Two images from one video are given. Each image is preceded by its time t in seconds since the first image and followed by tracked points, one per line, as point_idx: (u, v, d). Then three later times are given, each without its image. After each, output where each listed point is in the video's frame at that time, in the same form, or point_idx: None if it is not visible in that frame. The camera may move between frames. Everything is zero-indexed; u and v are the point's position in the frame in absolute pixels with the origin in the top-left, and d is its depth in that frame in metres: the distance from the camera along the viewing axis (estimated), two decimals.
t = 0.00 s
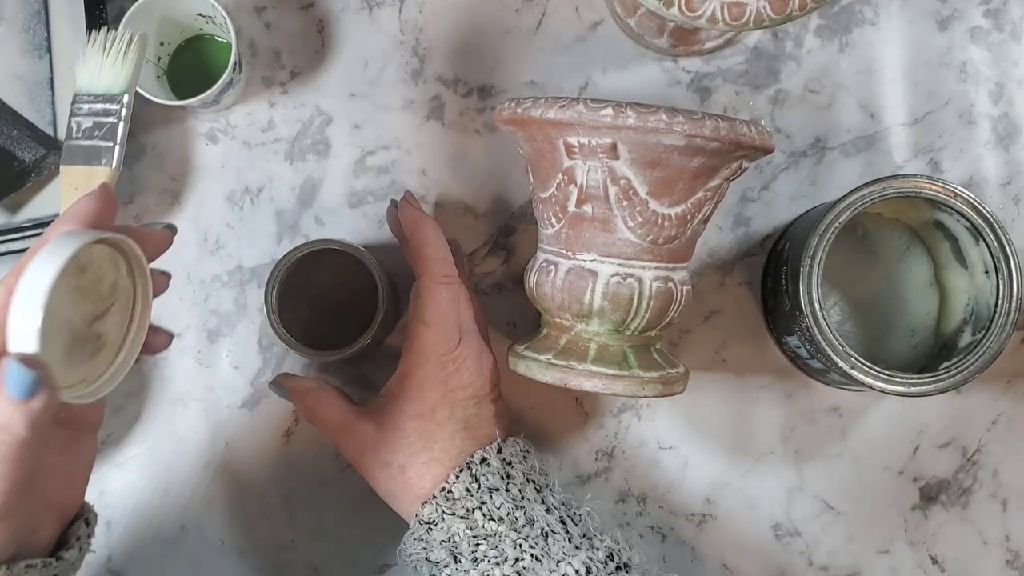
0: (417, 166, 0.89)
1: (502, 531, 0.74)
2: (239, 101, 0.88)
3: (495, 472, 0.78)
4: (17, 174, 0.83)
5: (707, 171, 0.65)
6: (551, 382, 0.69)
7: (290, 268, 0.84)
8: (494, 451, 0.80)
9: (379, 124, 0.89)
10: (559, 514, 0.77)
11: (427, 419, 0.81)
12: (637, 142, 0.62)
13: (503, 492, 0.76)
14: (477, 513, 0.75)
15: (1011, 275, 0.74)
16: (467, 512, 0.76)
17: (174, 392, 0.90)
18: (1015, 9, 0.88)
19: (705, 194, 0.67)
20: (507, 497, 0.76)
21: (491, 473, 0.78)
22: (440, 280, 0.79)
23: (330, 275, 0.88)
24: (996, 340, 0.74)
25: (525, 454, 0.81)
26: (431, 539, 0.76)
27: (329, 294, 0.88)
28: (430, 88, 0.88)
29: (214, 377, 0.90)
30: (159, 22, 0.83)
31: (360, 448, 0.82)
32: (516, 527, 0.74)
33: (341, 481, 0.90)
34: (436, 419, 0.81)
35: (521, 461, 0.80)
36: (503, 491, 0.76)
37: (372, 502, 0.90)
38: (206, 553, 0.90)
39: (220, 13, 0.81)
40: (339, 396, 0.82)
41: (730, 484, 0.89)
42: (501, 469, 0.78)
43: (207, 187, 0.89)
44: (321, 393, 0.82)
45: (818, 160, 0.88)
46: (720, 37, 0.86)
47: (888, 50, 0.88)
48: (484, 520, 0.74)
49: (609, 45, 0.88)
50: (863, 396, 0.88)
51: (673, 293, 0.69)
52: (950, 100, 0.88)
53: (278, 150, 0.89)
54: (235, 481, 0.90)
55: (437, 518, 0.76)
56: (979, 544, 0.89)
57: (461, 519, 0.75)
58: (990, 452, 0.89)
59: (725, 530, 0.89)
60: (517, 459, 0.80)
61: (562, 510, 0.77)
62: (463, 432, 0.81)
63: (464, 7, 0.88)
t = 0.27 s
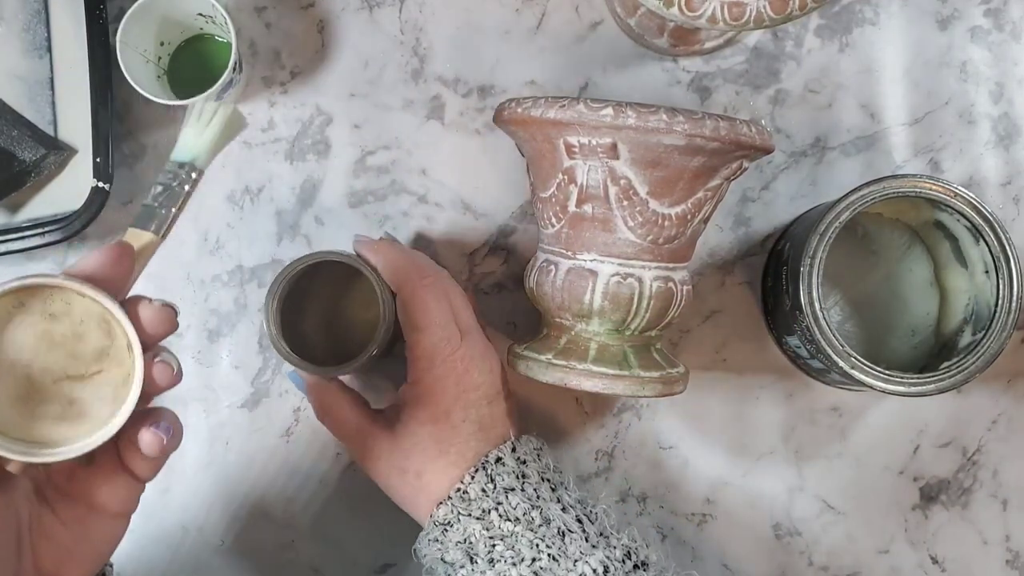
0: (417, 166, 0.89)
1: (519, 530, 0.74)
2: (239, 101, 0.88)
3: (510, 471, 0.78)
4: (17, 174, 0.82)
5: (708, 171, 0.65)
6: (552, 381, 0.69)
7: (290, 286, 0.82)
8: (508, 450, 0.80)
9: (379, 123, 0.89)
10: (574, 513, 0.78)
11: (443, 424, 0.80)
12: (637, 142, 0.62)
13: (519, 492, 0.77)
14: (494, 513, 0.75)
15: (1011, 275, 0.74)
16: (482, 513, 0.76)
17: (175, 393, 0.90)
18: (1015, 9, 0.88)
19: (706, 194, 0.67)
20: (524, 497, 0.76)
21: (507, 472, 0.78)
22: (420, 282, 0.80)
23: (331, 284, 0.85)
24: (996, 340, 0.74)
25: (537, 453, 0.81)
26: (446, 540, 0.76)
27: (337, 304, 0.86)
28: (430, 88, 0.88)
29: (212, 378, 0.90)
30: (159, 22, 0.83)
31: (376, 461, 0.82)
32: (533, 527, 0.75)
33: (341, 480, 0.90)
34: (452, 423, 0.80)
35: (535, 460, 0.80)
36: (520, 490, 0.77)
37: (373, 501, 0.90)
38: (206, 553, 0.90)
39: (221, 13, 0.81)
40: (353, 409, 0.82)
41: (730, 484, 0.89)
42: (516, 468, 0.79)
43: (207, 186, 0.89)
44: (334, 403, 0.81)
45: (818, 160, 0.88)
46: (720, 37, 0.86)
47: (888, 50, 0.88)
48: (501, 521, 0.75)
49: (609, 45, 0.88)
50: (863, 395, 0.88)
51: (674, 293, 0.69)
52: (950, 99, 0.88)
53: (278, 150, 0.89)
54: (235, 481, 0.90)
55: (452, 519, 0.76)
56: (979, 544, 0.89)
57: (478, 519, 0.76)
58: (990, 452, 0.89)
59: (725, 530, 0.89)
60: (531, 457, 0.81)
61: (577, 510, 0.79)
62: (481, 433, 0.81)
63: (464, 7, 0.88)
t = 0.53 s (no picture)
0: (417, 166, 0.89)
1: (539, 557, 0.74)
2: (239, 101, 0.88)
3: (528, 497, 0.78)
4: (17, 174, 0.83)
5: (708, 170, 0.65)
6: (553, 381, 0.69)
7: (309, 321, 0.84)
8: (525, 476, 0.80)
9: (379, 123, 0.89)
10: (593, 537, 0.78)
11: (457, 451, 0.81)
12: (637, 142, 0.62)
13: (539, 516, 0.77)
14: (513, 539, 0.75)
15: (1011, 275, 0.74)
16: (501, 539, 0.76)
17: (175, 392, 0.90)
18: (1015, 9, 0.88)
19: (706, 194, 0.67)
20: (542, 522, 0.76)
21: (526, 496, 0.78)
22: (433, 310, 0.81)
23: (347, 322, 0.88)
24: (996, 340, 0.74)
25: (554, 477, 0.82)
26: (464, 567, 0.76)
27: (354, 341, 0.88)
28: (430, 88, 0.88)
29: (211, 377, 0.90)
30: (159, 21, 0.82)
31: (392, 489, 0.82)
32: (553, 552, 0.74)
33: (341, 480, 0.90)
34: (466, 449, 0.80)
35: (552, 484, 0.80)
36: (538, 515, 0.77)
37: (372, 501, 0.90)
38: (206, 553, 0.90)
39: (221, 13, 0.81)
40: (368, 438, 0.81)
41: (729, 484, 0.89)
42: (533, 493, 0.79)
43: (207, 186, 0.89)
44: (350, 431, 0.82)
45: (818, 160, 0.88)
46: (720, 37, 0.86)
47: (888, 50, 0.88)
48: (521, 547, 0.74)
49: (609, 45, 0.88)
50: (863, 395, 0.88)
51: (674, 293, 0.69)
52: (950, 99, 0.88)
53: (278, 150, 0.89)
54: (235, 481, 0.90)
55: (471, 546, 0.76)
56: (979, 544, 0.89)
57: (496, 546, 0.75)
58: (990, 452, 0.89)
59: (725, 530, 0.89)
60: (547, 482, 0.81)
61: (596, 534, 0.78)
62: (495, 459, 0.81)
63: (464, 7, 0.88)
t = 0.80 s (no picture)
0: (417, 166, 0.89)
1: None
2: (240, 101, 0.88)
3: (545, 556, 0.79)
4: (17, 174, 0.83)
5: (708, 170, 0.65)
6: (552, 381, 0.69)
7: (301, 324, 0.84)
8: (540, 530, 0.81)
9: (379, 123, 0.89)
10: None
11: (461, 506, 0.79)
12: (637, 142, 0.62)
13: None
14: None
15: (1011, 275, 0.74)
16: None
17: (175, 392, 0.90)
18: (1015, 9, 0.88)
19: (706, 194, 0.67)
20: None
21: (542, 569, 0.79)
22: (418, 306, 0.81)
23: (343, 324, 0.88)
24: (996, 340, 0.74)
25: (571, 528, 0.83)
26: None
27: (349, 344, 0.88)
28: (430, 87, 0.88)
29: (211, 378, 0.90)
30: (159, 21, 0.83)
31: (404, 554, 0.81)
32: None
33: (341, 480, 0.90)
34: (473, 512, 0.78)
35: (568, 537, 0.82)
36: None
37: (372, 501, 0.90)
38: (206, 553, 0.90)
39: (221, 13, 0.81)
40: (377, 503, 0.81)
41: (729, 484, 0.89)
42: (550, 552, 0.80)
43: (207, 185, 0.89)
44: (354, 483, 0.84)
45: (818, 160, 0.88)
46: (720, 37, 0.86)
47: (888, 50, 0.88)
48: None
49: (609, 44, 0.88)
50: (863, 395, 0.88)
51: (674, 292, 0.69)
52: (950, 99, 0.88)
53: (278, 150, 0.89)
54: (235, 481, 0.90)
55: None
56: (980, 543, 0.89)
57: None
58: (990, 452, 0.89)
59: (725, 530, 0.89)
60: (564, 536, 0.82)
61: None
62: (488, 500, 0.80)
63: (464, 7, 0.88)
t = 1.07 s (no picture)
0: (417, 166, 0.89)
1: None
2: (240, 101, 0.88)
3: None
4: (17, 174, 0.84)
5: (708, 170, 0.65)
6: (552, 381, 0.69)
7: (302, 327, 0.85)
8: None
9: (379, 123, 0.89)
10: None
11: None
12: (637, 142, 0.62)
13: None
14: None
15: (1011, 275, 0.74)
16: None
17: (175, 392, 0.90)
18: (1015, 9, 0.88)
19: (706, 194, 0.67)
20: None
21: None
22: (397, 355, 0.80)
23: (342, 327, 0.88)
24: (995, 340, 0.74)
25: None
26: None
27: (348, 347, 0.89)
28: (430, 87, 0.88)
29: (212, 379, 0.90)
30: (159, 21, 0.83)
31: None
32: None
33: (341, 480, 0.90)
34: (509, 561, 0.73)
35: None
36: None
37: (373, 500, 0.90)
38: (206, 553, 0.90)
39: (221, 13, 0.81)
40: None
41: (729, 484, 0.89)
42: None
43: (207, 185, 0.89)
44: (389, 571, 0.81)
45: (818, 160, 0.88)
46: (720, 37, 0.86)
47: (888, 50, 0.88)
48: None
49: (609, 44, 0.88)
50: (863, 395, 0.88)
51: (674, 292, 0.69)
52: (950, 99, 0.88)
53: (278, 150, 0.89)
54: (235, 480, 0.90)
55: None
56: (980, 543, 0.89)
57: None
58: (990, 451, 0.89)
59: (725, 529, 0.89)
60: None
61: None
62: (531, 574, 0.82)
63: (465, 7, 0.88)
